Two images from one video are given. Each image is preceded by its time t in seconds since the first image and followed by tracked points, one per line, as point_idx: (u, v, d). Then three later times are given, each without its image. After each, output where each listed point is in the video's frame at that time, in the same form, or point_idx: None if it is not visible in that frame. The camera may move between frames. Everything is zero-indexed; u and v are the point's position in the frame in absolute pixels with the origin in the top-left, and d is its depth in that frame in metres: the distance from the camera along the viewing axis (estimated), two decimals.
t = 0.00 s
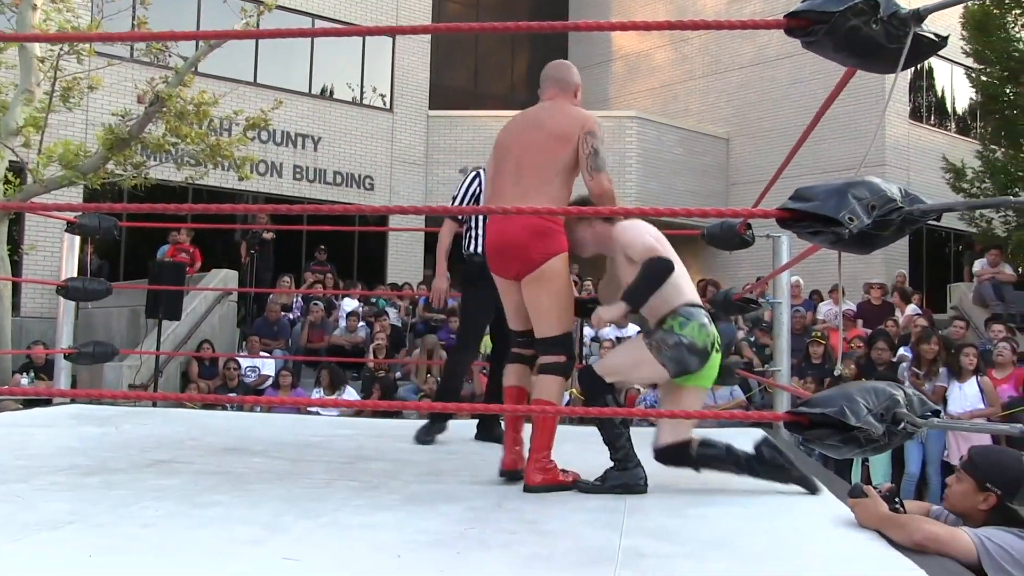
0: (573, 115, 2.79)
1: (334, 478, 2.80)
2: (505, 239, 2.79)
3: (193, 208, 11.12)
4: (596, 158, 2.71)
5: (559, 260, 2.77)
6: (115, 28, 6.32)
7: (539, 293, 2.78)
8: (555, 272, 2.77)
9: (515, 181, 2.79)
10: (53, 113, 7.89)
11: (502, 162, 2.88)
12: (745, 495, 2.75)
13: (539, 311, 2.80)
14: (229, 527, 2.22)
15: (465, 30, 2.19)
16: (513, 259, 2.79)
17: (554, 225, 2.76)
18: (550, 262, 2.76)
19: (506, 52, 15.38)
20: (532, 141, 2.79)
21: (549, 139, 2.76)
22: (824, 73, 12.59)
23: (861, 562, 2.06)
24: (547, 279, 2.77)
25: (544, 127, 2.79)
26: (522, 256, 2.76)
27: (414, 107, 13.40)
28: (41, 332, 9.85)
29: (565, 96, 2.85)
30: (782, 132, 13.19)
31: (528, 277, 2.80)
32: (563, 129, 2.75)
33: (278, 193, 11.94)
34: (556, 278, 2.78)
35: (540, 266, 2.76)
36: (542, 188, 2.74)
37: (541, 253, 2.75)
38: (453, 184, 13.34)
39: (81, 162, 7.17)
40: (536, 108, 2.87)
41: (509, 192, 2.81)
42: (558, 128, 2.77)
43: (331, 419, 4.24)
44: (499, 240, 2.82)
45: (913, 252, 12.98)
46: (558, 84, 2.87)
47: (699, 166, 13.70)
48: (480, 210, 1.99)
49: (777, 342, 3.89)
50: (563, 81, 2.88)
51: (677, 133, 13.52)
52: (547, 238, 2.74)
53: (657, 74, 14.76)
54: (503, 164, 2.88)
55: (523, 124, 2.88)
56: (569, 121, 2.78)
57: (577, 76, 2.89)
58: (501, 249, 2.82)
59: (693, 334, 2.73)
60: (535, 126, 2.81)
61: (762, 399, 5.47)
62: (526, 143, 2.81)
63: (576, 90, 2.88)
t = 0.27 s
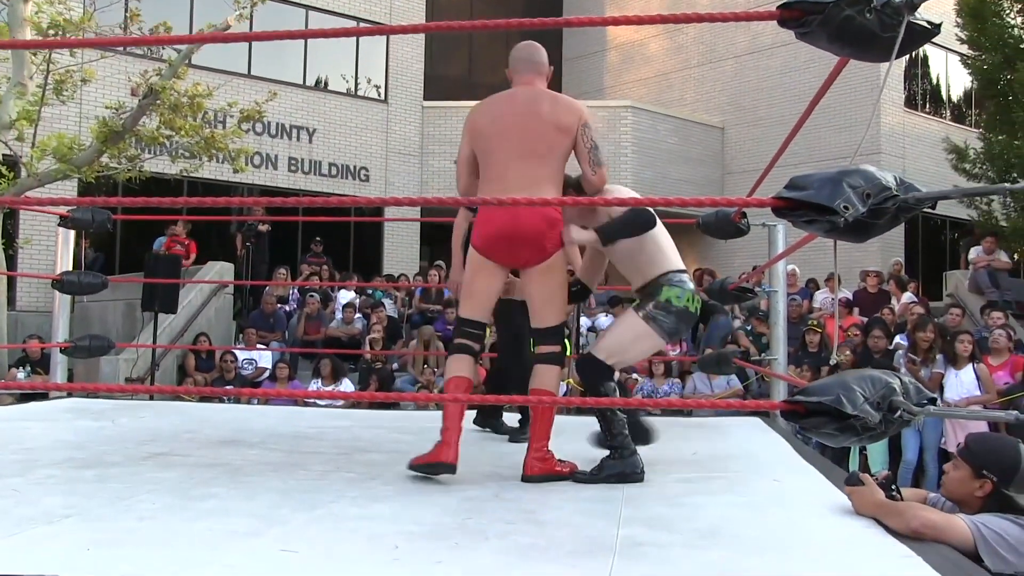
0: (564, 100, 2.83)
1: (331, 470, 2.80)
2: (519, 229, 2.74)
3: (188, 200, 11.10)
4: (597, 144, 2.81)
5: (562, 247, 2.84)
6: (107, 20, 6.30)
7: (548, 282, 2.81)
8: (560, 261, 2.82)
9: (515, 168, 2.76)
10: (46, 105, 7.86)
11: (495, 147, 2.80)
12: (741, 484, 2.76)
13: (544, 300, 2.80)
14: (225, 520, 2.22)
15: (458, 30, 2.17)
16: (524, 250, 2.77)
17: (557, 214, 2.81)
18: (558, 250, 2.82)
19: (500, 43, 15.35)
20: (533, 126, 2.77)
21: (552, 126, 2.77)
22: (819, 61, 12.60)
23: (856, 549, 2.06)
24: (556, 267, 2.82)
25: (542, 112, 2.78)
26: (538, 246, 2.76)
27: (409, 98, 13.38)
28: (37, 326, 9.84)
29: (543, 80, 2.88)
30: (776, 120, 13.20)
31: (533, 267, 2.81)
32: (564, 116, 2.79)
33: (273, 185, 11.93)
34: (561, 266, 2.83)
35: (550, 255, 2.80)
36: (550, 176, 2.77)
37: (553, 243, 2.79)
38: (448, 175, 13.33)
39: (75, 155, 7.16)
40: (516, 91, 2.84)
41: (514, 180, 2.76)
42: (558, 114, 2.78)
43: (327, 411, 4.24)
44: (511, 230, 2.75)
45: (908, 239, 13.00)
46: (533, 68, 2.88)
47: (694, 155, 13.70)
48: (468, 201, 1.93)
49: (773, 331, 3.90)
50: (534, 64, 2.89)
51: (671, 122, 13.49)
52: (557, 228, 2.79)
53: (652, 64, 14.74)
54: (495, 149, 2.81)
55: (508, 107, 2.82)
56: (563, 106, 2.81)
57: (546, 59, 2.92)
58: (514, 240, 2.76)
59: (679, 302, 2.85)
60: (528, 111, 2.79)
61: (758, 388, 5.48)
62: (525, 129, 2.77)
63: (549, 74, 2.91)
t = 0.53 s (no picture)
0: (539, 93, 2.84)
1: (330, 464, 2.80)
2: (506, 223, 2.70)
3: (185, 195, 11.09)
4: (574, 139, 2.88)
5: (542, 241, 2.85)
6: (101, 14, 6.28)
7: (532, 276, 2.82)
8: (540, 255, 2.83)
9: (495, 163, 2.74)
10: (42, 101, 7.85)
11: (473, 142, 2.77)
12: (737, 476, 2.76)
13: (527, 293, 2.84)
14: (224, 515, 2.21)
15: (455, 27, 2.12)
16: (510, 244, 2.73)
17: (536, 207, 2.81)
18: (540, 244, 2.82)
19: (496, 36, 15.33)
20: (512, 119, 2.75)
21: (532, 120, 2.76)
22: (816, 54, 12.61)
23: (854, 541, 2.06)
24: (538, 261, 2.83)
25: (521, 106, 2.76)
26: (524, 239, 2.74)
27: (405, 91, 13.37)
28: (34, 322, 9.84)
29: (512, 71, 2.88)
30: (773, 113, 13.21)
31: (517, 262, 2.79)
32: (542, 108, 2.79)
33: (270, 179, 11.92)
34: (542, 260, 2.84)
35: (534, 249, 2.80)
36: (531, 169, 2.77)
37: (536, 238, 2.78)
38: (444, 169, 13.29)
39: (72, 150, 7.15)
40: (490, 83, 2.82)
41: (496, 176, 2.74)
42: (537, 107, 2.78)
43: (325, 405, 4.23)
44: (497, 224, 2.69)
45: (905, 232, 13.00)
46: (501, 59, 2.87)
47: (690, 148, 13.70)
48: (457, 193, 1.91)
49: (770, 324, 3.91)
50: (503, 57, 2.88)
51: (667, 115, 13.50)
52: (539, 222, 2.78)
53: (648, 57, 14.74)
54: (474, 143, 2.77)
55: (483, 100, 2.79)
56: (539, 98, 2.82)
57: (513, 48, 2.91)
58: (501, 234, 2.70)
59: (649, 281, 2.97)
60: (506, 104, 2.76)
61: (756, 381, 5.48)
62: (502, 123, 2.75)
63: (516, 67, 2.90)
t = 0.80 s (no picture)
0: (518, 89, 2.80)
1: (334, 463, 2.80)
2: (493, 219, 2.66)
3: (189, 194, 11.10)
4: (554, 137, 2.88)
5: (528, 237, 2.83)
6: (106, 13, 6.28)
7: (520, 271, 2.80)
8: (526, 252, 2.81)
9: (478, 159, 2.69)
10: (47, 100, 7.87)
11: (455, 139, 2.71)
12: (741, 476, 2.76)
13: (516, 288, 2.80)
14: (227, 514, 2.22)
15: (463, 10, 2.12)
16: (497, 241, 2.71)
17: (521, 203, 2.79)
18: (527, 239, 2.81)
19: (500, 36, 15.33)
20: (493, 117, 2.72)
21: (513, 117, 2.74)
22: (820, 53, 12.60)
23: (858, 541, 2.06)
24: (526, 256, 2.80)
25: (501, 103, 2.73)
26: (511, 236, 2.72)
27: (410, 91, 13.39)
28: (39, 320, 9.87)
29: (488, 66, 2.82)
30: (777, 112, 13.20)
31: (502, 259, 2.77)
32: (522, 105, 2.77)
33: (274, 179, 11.94)
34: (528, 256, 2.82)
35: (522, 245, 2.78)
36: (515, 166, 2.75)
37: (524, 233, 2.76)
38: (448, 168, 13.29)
39: (77, 149, 7.17)
40: (467, 79, 2.77)
41: (480, 172, 2.69)
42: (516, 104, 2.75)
43: (329, 404, 4.24)
44: (484, 221, 2.66)
45: (910, 232, 12.98)
46: (477, 54, 2.81)
47: (694, 148, 13.69)
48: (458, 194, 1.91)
49: (774, 324, 3.90)
50: (480, 53, 2.81)
51: (671, 114, 13.49)
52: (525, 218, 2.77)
53: (652, 56, 14.74)
54: (455, 140, 2.71)
55: (461, 98, 2.74)
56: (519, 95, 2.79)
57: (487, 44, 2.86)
58: (488, 231, 2.67)
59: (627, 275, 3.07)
60: (487, 101, 2.72)
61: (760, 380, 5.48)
62: (484, 119, 2.71)
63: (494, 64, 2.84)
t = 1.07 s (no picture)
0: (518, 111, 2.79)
1: (336, 462, 2.80)
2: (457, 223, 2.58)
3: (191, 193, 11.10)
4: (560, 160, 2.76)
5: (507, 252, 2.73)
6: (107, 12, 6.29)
7: (491, 280, 2.69)
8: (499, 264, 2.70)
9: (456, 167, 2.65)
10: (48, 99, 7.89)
11: (439, 148, 2.70)
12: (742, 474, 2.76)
13: (485, 300, 2.71)
14: (228, 512, 2.22)
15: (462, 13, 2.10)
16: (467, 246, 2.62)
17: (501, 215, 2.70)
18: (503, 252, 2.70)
19: (501, 34, 15.33)
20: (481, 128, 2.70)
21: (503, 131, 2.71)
22: (821, 51, 12.59)
23: (860, 540, 2.06)
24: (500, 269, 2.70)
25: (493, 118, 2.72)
26: (480, 242, 2.62)
27: (411, 89, 13.40)
28: (40, 319, 9.89)
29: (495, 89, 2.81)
30: (778, 111, 13.19)
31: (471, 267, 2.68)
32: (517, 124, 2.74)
33: (276, 177, 11.96)
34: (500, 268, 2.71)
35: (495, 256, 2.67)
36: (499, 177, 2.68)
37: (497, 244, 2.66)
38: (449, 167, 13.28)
39: (78, 148, 7.18)
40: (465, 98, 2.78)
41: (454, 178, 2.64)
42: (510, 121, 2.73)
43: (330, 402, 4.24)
44: (450, 223, 2.58)
45: (911, 230, 12.97)
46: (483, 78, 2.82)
47: (695, 146, 13.69)
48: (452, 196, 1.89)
49: (776, 322, 3.90)
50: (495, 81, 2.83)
51: (672, 113, 13.49)
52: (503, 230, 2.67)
53: (653, 55, 14.74)
54: (441, 149, 2.71)
55: (452, 113, 2.75)
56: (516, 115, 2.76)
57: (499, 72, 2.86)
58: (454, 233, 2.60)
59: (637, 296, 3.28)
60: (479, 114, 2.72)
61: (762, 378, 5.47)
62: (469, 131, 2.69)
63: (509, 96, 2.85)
